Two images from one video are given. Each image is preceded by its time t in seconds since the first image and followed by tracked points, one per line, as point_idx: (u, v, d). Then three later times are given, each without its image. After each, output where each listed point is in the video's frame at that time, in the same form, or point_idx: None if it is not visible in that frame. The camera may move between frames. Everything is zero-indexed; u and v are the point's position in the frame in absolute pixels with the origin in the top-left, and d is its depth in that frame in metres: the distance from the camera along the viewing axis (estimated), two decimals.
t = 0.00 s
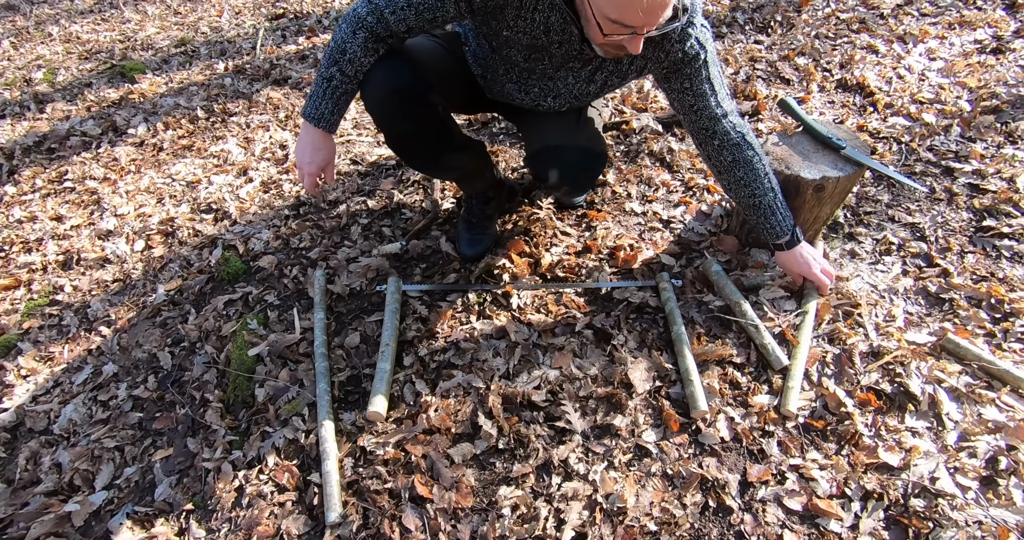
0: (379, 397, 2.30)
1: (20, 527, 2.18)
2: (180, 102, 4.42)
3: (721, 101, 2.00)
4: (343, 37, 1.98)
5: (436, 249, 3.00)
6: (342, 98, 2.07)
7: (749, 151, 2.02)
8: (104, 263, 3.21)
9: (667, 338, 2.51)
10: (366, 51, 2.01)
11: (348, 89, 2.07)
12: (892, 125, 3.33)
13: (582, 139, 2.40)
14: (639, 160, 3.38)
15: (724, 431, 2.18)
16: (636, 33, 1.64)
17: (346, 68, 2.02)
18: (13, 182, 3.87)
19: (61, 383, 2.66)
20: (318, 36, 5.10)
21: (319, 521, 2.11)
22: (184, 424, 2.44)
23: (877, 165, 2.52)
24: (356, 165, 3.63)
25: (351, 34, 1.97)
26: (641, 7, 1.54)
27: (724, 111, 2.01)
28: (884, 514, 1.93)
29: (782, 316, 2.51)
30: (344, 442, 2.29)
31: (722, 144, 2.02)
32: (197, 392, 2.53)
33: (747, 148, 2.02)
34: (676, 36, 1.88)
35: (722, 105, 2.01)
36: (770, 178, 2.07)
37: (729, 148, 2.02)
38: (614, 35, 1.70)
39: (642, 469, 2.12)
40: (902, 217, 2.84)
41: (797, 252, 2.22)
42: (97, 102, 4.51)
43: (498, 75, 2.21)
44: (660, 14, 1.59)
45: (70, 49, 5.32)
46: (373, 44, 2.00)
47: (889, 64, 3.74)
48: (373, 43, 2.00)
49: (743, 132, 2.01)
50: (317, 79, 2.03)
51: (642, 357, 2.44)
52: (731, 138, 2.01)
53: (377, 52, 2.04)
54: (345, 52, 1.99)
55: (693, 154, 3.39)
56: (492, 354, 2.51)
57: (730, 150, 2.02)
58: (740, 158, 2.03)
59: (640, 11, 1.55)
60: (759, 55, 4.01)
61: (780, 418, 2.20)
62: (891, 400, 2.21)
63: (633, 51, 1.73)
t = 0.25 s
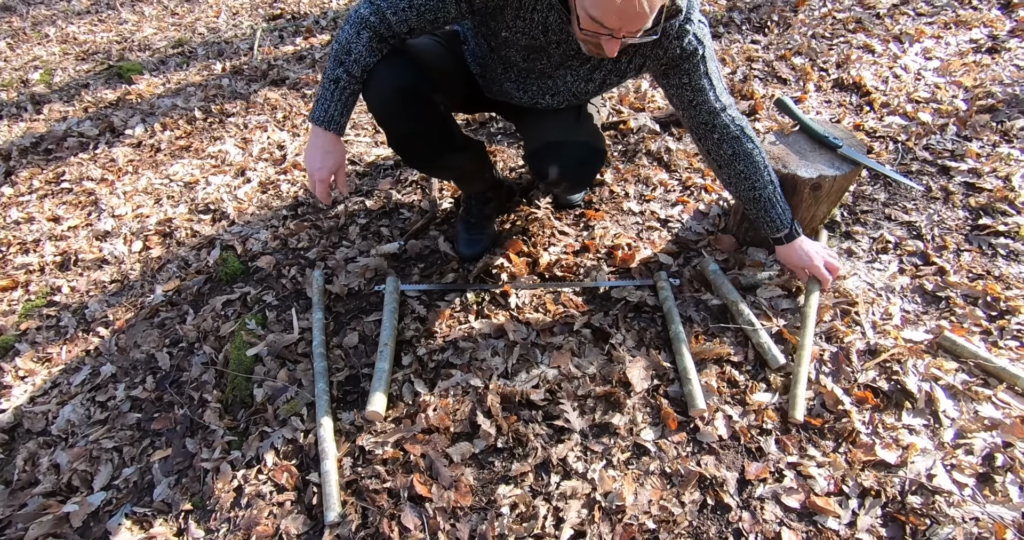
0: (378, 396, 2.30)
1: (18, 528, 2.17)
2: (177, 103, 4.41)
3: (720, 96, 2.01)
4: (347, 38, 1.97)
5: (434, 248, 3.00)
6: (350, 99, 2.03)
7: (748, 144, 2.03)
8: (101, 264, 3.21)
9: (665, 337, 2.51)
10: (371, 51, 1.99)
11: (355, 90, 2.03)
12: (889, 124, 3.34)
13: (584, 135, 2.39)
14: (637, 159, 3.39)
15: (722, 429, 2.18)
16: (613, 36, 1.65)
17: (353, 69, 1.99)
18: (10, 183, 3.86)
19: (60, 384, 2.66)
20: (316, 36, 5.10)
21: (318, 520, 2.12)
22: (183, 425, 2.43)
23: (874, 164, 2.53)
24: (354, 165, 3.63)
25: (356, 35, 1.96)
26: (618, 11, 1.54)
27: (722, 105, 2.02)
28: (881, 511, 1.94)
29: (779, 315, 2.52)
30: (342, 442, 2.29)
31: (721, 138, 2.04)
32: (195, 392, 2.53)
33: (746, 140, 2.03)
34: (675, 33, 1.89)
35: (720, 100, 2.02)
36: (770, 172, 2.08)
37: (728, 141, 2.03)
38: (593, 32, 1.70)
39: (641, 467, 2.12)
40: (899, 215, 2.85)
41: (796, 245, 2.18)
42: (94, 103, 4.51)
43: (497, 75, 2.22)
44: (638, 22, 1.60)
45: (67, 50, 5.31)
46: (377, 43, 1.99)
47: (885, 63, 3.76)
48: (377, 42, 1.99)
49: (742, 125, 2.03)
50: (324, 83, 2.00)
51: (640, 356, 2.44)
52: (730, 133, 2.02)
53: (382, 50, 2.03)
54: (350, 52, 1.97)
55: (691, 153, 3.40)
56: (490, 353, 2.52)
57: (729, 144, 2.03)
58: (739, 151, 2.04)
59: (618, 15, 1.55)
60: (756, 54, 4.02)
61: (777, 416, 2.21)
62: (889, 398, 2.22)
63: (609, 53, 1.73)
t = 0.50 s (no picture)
0: (377, 396, 2.30)
1: (17, 528, 2.17)
2: (175, 104, 4.41)
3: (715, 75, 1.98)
4: (348, 46, 1.95)
5: (433, 248, 3.00)
6: (361, 103, 1.99)
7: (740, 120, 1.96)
8: (100, 264, 3.20)
9: (664, 335, 2.52)
10: (369, 52, 1.98)
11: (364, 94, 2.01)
12: (886, 123, 3.35)
13: (589, 132, 2.38)
14: (635, 159, 3.40)
15: (721, 427, 2.19)
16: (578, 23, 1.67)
17: (356, 74, 1.96)
18: (7, 183, 3.86)
19: (58, 384, 2.66)
20: (314, 36, 5.10)
21: (318, 519, 2.12)
22: (182, 425, 2.43)
23: (871, 163, 2.53)
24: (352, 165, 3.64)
25: (354, 39, 1.96)
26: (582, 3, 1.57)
27: (716, 83, 1.97)
28: (879, 508, 1.95)
29: (776, 313, 2.53)
30: (342, 441, 2.29)
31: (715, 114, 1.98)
32: (194, 392, 2.53)
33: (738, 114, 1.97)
34: (668, 12, 1.89)
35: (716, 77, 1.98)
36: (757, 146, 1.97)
37: (719, 116, 1.97)
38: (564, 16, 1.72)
39: (640, 465, 2.13)
40: (896, 214, 2.86)
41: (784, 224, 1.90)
42: (92, 104, 4.50)
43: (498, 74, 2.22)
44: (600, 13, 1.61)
45: (64, 51, 5.30)
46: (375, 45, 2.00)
47: (882, 62, 3.77)
48: (377, 47, 2.00)
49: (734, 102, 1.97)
50: (329, 95, 1.97)
51: (638, 354, 2.45)
52: (725, 110, 1.96)
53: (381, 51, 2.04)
54: (352, 59, 1.95)
55: (689, 152, 3.41)
56: (489, 352, 2.52)
57: (720, 119, 1.97)
58: (727, 124, 1.96)
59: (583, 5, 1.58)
60: (754, 54, 4.03)
61: (776, 414, 2.22)
62: (886, 396, 2.23)
63: (573, 40, 1.76)
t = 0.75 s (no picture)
0: (375, 395, 2.31)
1: (16, 529, 2.17)
2: (174, 104, 4.41)
3: (678, 56, 1.91)
4: (372, 123, 2.09)
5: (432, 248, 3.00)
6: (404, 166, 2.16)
7: (687, 115, 1.93)
8: (98, 265, 3.20)
9: (662, 335, 2.53)
10: (392, 121, 2.12)
11: (402, 157, 2.17)
12: (883, 122, 3.36)
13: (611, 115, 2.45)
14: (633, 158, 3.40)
15: (719, 426, 2.19)
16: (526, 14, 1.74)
17: (391, 144, 2.12)
18: (5, 184, 3.85)
19: (57, 384, 2.66)
20: (312, 37, 5.10)
21: (317, 519, 2.12)
22: (180, 425, 2.43)
23: (869, 162, 2.54)
24: (351, 165, 3.64)
25: (374, 114, 2.09)
26: None
27: (676, 70, 1.91)
28: (877, 507, 1.96)
29: (774, 313, 2.53)
30: (340, 441, 2.29)
31: (666, 101, 1.97)
32: (193, 393, 2.53)
33: (690, 108, 1.93)
34: None
35: (680, 62, 1.92)
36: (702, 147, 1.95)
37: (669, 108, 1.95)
38: (519, 5, 1.79)
39: (638, 464, 2.13)
40: (894, 213, 2.86)
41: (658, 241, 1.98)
42: (90, 104, 4.50)
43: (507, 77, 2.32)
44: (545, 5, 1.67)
45: (62, 51, 5.30)
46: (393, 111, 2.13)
47: (880, 62, 3.78)
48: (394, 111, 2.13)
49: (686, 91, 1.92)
50: (375, 172, 2.12)
51: (637, 354, 2.45)
52: (675, 102, 1.94)
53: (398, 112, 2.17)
54: (381, 133, 2.10)
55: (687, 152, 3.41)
56: (488, 352, 2.53)
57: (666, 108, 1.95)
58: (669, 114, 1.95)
59: None
60: (752, 53, 4.04)
61: (774, 412, 2.22)
62: (884, 394, 2.23)
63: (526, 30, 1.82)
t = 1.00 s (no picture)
0: (375, 395, 2.31)
1: (14, 530, 2.17)
2: (172, 104, 4.40)
3: (619, 61, 1.94)
4: (397, 176, 2.19)
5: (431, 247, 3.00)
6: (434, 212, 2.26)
7: (618, 133, 2.03)
8: (96, 265, 3.20)
9: (661, 334, 2.53)
10: (414, 172, 2.21)
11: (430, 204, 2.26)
12: (882, 121, 3.36)
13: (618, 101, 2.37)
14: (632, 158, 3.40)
15: (718, 425, 2.19)
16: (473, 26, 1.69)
17: (417, 195, 2.21)
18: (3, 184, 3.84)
19: (55, 385, 2.65)
20: (310, 36, 5.09)
21: (316, 519, 2.12)
22: (179, 425, 2.43)
23: (867, 161, 2.54)
24: (349, 165, 3.64)
25: (395, 166, 2.18)
26: (458, 3, 1.55)
27: (616, 81, 1.97)
28: (876, 505, 1.96)
29: (773, 312, 2.53)
30: (339, 441, 2.29)
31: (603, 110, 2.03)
32: (192, 393, 2.52)
33: (622, 124, 2.02)
34: None
35: (620, 70, 1.96)
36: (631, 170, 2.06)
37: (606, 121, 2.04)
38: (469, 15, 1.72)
39: (637, 463, 2.13)
40: (892, 212, 2.87)
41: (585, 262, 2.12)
42: (88, 104, 4.49)
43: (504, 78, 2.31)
44: (489, 18, 1.60)
45: (60, 51, 5.29)
46: (412, 158, 2.21)
47: (878, 60, 3.78)
48: (411, 158, 2.20)
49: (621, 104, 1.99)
50: (406, 223, 2.23)
51: (636, 353, 2.46)
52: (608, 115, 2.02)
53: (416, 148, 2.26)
54: (406, 186, 2.20)
55: (685, 151, 3.42)
56: (487, 352, 2.53)
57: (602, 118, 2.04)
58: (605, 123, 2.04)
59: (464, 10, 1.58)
60: (750, 52, 4.04)
61: (773, 411, 2.22)
62: (882, 393, 2.24)
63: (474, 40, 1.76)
